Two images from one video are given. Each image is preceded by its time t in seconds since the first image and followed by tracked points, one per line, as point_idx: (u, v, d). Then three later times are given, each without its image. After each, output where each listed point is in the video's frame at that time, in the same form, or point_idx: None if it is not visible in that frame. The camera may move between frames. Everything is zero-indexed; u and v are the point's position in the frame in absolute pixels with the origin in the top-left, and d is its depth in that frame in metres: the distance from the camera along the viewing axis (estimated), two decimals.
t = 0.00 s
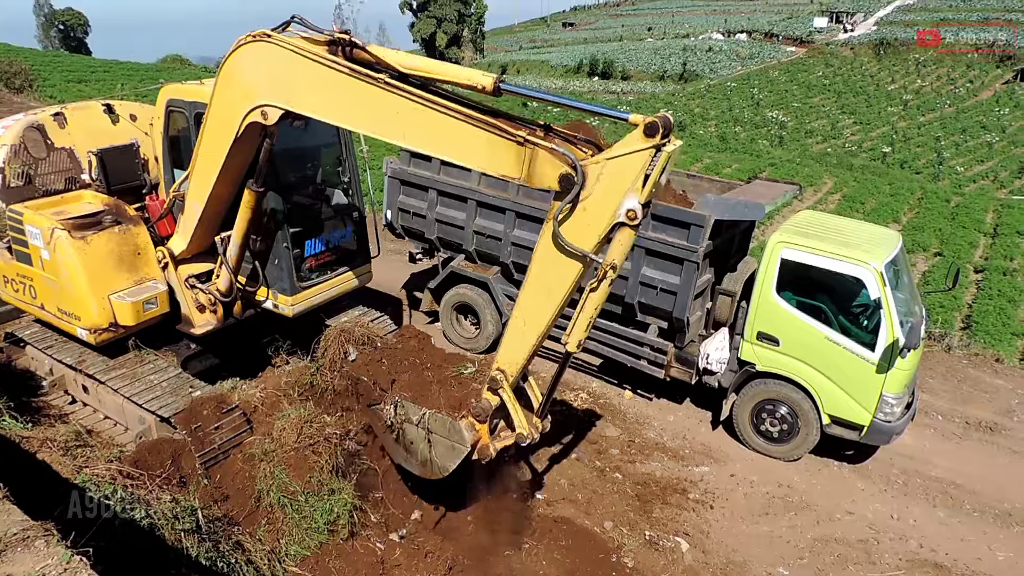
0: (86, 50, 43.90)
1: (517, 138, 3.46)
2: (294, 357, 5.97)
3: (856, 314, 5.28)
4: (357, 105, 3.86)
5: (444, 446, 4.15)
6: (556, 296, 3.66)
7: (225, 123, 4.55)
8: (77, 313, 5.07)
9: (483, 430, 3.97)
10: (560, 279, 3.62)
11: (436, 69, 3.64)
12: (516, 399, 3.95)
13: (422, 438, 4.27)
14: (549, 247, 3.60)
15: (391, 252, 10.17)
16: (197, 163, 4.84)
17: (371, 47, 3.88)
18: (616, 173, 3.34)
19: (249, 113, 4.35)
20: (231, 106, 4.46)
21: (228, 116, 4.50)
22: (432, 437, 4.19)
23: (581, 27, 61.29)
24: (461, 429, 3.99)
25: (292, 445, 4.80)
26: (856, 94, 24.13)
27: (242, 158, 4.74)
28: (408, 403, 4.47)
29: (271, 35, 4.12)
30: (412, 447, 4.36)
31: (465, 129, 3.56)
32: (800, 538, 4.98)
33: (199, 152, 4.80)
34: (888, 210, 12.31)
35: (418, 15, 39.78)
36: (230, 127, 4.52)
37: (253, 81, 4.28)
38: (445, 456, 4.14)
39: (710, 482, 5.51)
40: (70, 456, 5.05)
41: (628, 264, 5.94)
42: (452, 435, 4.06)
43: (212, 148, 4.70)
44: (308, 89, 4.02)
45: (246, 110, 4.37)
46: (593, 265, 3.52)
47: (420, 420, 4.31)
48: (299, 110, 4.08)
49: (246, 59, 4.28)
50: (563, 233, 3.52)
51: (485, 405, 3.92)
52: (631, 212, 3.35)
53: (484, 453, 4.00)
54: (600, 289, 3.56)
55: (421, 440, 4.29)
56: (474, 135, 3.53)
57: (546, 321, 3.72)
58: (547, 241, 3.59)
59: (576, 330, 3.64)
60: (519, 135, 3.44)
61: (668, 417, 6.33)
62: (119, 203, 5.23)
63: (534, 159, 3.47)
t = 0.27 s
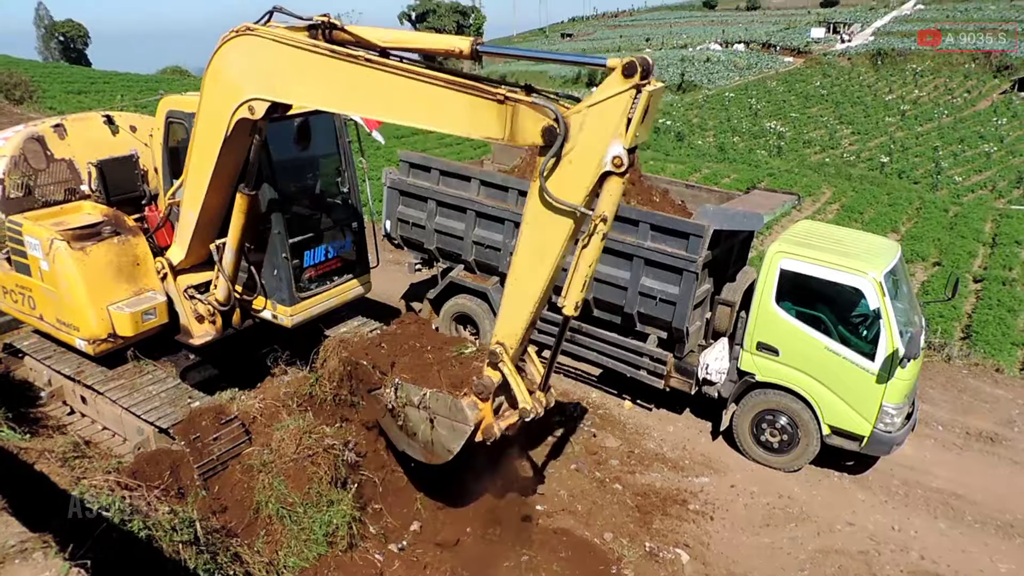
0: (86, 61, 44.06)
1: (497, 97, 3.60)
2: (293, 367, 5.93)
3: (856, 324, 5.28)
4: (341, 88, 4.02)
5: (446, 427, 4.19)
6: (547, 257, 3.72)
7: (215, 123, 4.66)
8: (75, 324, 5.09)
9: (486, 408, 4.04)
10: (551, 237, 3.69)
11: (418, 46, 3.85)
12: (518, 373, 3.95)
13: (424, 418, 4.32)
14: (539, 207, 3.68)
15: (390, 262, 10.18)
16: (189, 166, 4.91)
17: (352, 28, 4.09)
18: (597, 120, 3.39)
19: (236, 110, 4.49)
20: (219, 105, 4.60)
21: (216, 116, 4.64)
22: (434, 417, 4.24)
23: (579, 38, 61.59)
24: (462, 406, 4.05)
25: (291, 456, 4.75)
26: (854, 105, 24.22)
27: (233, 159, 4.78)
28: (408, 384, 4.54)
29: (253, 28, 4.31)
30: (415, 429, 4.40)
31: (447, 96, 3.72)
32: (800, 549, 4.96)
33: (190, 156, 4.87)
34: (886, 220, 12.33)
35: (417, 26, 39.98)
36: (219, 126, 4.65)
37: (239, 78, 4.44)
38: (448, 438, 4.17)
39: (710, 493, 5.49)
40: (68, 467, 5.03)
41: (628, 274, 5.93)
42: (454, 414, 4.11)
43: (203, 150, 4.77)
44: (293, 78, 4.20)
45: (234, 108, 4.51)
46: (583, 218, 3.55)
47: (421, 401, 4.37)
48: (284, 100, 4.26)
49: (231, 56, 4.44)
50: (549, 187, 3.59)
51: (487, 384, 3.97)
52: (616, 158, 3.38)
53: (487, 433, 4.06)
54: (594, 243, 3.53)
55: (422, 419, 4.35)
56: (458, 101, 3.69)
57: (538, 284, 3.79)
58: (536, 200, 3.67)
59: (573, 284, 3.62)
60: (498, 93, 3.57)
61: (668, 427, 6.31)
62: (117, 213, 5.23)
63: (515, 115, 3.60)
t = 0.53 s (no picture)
0: (92, 74, 44.35)
1: (481, 61, 3.70)
2: (296, 379, 5.96)
3: (859, 337, 5.25)
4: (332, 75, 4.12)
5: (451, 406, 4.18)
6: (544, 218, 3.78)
7: (213, 127, 4.76)
8: (80, 334, 5.11)
9: (491, 386, 4.03)
10: (545, 198, 3.75)
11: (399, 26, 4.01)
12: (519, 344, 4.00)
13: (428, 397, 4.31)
14: (530, 169, 3.73)
15: (393, 274, 10.19)
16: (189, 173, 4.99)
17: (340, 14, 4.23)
18: (581, 72, 3.49)
19: (230, 110, 4.59)
20: (214, 107, 4.70)
21: (212, 117, 4.73)
22: (437, 395, 4.23)
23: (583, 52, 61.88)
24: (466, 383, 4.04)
25: (293, 468, 4.75)
26: (856, 118, 24.26)
27: (232, 160, 4.87)
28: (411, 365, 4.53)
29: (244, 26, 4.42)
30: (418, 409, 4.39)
31: (433, 66, 3.82)
32: (805, 563, 4.93)
33: (189, 164, 4.95)
34: (890, 233, 12.33)
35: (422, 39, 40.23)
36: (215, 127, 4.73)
37: (231, 78, 4.55)
38: (454, 418, 4.16)
39: (714, 506, 5.46)
40: (72, 478, 5.04)
41: (632, 287, 5.93)
42: (458, 392, 4.10)
43: (202, 154, 4.86)
44: (284, 71, 4.31)
45: (229, 107, 4.60)
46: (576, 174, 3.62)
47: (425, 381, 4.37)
48: (277, 93, 4.33)
49: (222, 57, 4.56)
50: (539, 146, 3.65)
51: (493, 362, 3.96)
52: (603, 109, 3.47)
53: (494, 412, 4.07)
54: (587, 198, 3.60)
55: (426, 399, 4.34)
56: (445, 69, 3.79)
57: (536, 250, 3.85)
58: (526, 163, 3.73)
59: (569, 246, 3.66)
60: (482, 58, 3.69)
61: (671, 440, 6.30)
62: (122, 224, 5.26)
63: (501, 76, 3.69)
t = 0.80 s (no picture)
0: (99, 77, 44.57)
1: (469, 27, 3.64)
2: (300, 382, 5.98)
3: (865, 342, 5.23)
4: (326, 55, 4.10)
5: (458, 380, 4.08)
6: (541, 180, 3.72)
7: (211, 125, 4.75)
8: (86, 337, 5.11)
9: (497, 359, 3.96)
10: (541, 162, 3.70)
11: None
12: (524, 315, 3.95)
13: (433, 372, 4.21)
14: (524, 130, 3.67)
15: (398, 277, 10.22)
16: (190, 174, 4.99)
17: None
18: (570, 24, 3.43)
19: (228, 104, 4.58)
20: (212, 103, 4.69)
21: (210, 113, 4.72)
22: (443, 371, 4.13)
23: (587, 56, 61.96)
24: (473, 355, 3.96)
25: (297, 471, 4.77)
26: (861, 123, 24.24)
27: (231, 158, 4.89)
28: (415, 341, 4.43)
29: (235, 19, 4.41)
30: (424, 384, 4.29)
31: (422, 37, 3.74)
32: (809, 570, 4.91)
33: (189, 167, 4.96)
34: (895, 239, 12.31)
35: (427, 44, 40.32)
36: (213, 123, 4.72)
37: (227, 73, 4.54)
38: (460, 394, 4.07)
39: (717, 512, 5.45)
40: (76, 480, 5.05)
41: (636, 292, 5.92)
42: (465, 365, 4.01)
43: (201, 154, 4.86)
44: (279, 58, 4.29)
45: (226, 102, 4.60)
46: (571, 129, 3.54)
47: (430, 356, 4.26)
48: (274, 83, 4.32)
49: (217, 53, 4.56)
50: (531, 106, 3.60)
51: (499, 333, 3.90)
52: (594, 63, 3.43)
53: (500, 385, 3.97)
54: (584, 155, 3.55)
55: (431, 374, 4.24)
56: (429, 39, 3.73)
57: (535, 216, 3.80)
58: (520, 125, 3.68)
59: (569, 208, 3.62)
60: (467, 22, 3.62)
61: (675, 445, 6.29)
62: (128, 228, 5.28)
63: (490, 40, 3.64)
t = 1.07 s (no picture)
0: (108, 85, 44.83)
1: None
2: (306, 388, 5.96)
3: (871, 351, 5.22)
4: (327, 38, 4.14)
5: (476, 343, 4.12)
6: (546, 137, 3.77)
7: (214, 127, 4.78)
8: (96, 345, 5.14)
9: (512, 325, 4.01)
10: (544, 121, 3.75)
11: None
12: (536, 277, 3.98)
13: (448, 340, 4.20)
14: (525, 88, 3.73)
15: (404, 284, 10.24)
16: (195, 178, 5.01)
17: None
18: None
19: (230, 102, 4.62)
20: (214, 103, 4.72)
21: (212, 113, 4.75)
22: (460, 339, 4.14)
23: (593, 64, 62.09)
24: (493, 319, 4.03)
25: (303, 478, 4.78)
26: (867, 131, 24.23)
27: (234, 162, 4.93)
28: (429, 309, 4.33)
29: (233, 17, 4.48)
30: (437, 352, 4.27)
31: (421, 12, 3.85)
32: None
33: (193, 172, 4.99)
34: (901, 247, 12.29)
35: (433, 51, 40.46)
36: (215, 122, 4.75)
37: (227, 71, 4.59)
38: (475, 361, 4.08)
39: (724, 520, 5.43)
40: (83, 486, 5.06)
41: (642, 299, 5.92)
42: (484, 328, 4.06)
43: (205, 157, 4.89)
44: (279, 50, 4.35)
45: (227, 100, 4.64)
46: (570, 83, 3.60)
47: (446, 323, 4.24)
48: (276, 74, 4.38)
49: (217, 53, 4.61)
50: (530, 65, 3.68)
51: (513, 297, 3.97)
52: (589, 16, 3.49)
53: (515, 352, 4.02)
54: (586, 108, 3.59)
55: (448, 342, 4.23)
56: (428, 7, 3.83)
57: (541, 179, 3.84)
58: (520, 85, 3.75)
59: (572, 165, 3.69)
60: None
61: (681, 453, 6.27)
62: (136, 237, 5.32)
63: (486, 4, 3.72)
